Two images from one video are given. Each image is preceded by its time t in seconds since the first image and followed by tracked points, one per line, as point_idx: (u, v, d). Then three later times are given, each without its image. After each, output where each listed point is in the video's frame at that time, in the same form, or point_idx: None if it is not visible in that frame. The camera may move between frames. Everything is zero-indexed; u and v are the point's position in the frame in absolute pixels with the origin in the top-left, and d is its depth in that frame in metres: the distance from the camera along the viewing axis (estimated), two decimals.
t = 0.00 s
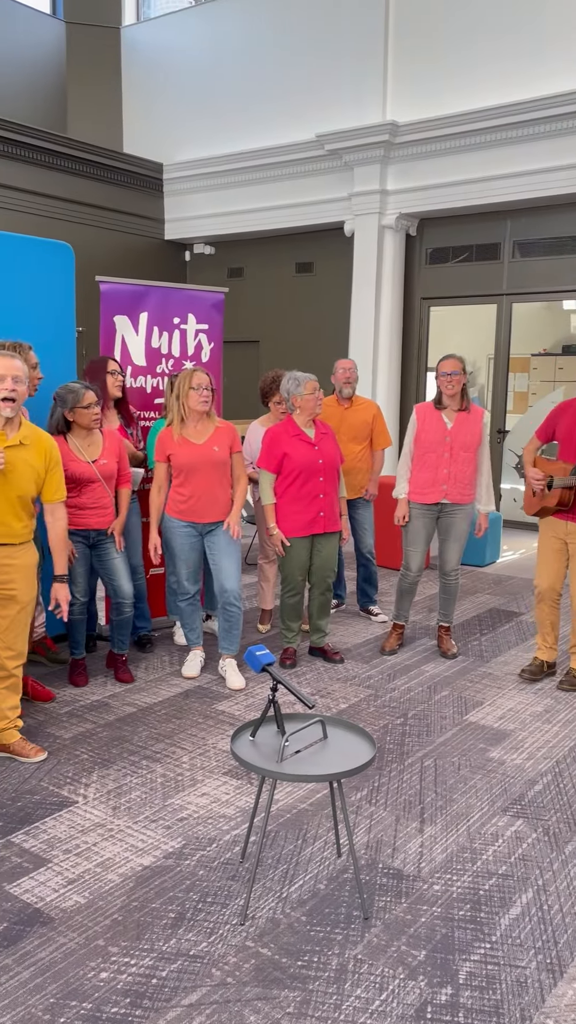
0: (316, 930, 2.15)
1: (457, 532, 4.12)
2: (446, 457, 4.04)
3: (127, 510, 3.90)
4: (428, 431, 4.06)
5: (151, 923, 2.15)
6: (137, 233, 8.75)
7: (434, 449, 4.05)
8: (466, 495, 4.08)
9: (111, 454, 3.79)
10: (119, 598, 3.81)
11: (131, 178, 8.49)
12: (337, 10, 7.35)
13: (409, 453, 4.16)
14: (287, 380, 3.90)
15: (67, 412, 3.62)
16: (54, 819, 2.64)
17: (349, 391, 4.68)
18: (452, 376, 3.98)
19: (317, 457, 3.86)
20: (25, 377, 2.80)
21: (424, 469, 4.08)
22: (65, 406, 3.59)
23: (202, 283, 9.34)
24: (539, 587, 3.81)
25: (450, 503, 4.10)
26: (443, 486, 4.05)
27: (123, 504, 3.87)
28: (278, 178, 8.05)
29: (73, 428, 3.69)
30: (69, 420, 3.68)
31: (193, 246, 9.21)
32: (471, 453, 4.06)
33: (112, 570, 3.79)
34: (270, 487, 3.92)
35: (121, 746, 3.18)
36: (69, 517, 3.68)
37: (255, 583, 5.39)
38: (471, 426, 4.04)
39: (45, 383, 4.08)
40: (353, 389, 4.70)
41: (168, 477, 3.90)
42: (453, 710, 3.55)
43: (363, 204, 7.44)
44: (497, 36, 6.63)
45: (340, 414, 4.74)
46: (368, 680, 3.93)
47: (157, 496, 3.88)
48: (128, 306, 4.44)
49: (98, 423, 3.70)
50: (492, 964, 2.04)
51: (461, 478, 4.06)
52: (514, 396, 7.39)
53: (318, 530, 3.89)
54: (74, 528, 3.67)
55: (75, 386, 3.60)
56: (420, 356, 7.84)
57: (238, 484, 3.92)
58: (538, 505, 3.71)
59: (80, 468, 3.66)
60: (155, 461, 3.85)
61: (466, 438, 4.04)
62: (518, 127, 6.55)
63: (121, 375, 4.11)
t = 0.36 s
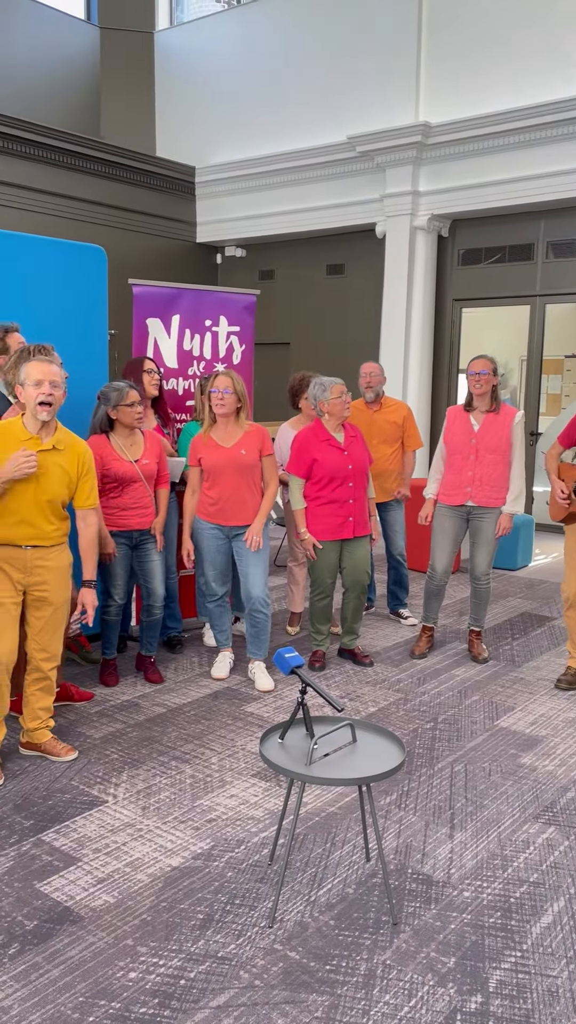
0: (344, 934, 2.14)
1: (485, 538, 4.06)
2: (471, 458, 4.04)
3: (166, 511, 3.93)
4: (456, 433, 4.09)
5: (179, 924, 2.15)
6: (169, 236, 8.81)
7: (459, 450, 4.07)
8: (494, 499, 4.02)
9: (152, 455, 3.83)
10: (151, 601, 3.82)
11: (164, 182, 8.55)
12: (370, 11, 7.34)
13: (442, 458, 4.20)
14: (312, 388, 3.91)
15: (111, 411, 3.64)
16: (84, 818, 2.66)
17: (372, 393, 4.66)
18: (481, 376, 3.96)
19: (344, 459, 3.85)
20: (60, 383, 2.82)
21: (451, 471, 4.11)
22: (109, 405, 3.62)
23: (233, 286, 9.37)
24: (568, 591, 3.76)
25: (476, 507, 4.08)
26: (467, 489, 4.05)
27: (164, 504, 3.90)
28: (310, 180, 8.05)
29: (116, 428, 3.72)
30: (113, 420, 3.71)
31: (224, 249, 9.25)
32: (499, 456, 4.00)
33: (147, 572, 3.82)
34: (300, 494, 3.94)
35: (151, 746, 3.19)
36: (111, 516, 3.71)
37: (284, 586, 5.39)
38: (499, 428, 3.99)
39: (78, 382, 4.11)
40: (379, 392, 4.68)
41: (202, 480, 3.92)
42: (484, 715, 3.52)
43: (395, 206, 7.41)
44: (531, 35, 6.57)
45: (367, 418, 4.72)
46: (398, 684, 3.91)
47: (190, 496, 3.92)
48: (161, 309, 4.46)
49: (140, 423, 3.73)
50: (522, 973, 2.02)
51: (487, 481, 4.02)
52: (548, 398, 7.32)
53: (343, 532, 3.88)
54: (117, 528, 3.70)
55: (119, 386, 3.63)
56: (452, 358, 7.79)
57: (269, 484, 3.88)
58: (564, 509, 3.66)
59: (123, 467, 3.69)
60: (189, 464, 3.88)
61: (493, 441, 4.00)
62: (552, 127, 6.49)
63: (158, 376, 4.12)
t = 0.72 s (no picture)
0: (371, 939, 2.12)
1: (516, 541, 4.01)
2: (501, 462, 4.01)
3: (205, 512, 3.95)
4: (485, 437, 4.08)
5: (207, 925, 2.15)
6: (200, 238, 8.85)
7: (489, 454, 4.05)
8: (523, 502, 3.98)
9: (194, 457, 3.85)
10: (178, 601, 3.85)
11: (194, 184, 8.59)
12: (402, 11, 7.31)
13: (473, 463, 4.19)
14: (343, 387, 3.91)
15: (152, 412, 3.67)
16: (112, 817, 2.67)
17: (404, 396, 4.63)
18: (512, 380, 3.93)
19: (373, 461, 3.83)
20: (86, 377, 2.83)
21: (480, 475, 4.10)
22: (149, 407, 3.66)
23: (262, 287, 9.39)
24: None
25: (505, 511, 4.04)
26: (496, 492, 4.03)
27: (203, 505, 3.92)
28: (340, 181, 8.04)
29: (159, 429, 3.75)
30: (154, 421, 3.74)
31: (254, 251, 9.27)
32: (528, 459, 3.96)
33: (179, 572, 3.85)
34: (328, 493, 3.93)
35: (179, 747, 3.20)
36: (154, 518, 3.73)
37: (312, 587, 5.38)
38: (528, 431, 3.95)
39: (104, 382, 4.13)
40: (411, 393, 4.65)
41: (233, 478, 3.94)
42: (513, 720, 3.49)
43: (426, 207, 7.38)
44: (565, 33, 6.50)
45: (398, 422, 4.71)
46: (426, 687, 3.88)
47: (221, 496, 3.94)
48: (190, 311, 4.48)
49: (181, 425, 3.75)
50: (552, 981, 1.99)
51: (516, 484, 3.98)
52: None
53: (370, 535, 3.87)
54: (162, 529, 3.72)
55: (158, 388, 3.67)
56: (483, 359, 7.74)
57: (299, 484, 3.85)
58: None
59: (167, 468, 3.71)
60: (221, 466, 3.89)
61: (522, 444, 3.97)
62: None
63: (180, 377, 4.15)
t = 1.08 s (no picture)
0: (403, 944, 2.11)
1: (544, 541, 3.99)
2: (525, 462, 3.95)
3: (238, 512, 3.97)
4: (507, 436, 4.01)
5: (238, 927, 2.15)
6: (234, 240, 8.88)
7: (512, 456, 3.98)
8: (549, 502, 3.95)
9: (230, 457, 3.88)
10: (209, 601, 3.86)
11: (229, 187, 8.61)
12: (439, 11, 7.27)
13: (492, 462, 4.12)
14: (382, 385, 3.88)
15: (189, 412, 3.69)
16: (144, 816, 2.68)
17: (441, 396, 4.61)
18: (536, 380, 3.87)
19: (405, 464, 3.80)
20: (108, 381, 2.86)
21: (503, 475, 4.03)
22: (187, 406, 3.67)
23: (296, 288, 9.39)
24: None
25: (531, 511, 3.99)
26: (522, 493, 3.97)
27: (236, 504, 3.93)
28: (375, 182, 8.01)
29: (196, 429, 3.76)
30: (190, 421, 3.75)
31: (288, 252, 9.27)
32: (553, 458, 3.94)
33: (212, 572, 3.85)
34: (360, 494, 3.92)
35: (212, 747, 3.20)
36: (193, 516, 3.73)
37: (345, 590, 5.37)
38: (552, 431, 3.93)
39: (138, 388, 4.16)
40: (447, 393, 4.63)
41: (266, 484, 3.92)
42: (548, 726, 3.44)
43: (461, 207, 7.33)
44: None
45: (434, 421, 4.67)
46: (460, 691, 3.85)
47: (253, 496, 3.90)
48: (224, 314, 4.49)
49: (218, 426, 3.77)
50: None
51: (542, 484, 3.94)
52: None
53: (400, 536, 3.84)
54: (199, 527, 3.72)
55: (196, 388, 3.69)
56: (518, 360, 7.66)
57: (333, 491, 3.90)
58: None
59: (206, 467, 3.72)
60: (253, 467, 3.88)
61: (547, 443, 3.93)
62: None
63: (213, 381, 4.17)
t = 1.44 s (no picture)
0: (438, 951, 2.09)
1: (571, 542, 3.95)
2: (549, 463, 3.93)
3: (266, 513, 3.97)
4: (526, 439, 3.97)
5: (270, 929, 2.15)
6: (269, 242, 8.89)
7: (535, 457, 3.95)
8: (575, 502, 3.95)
9: (258, 457, 3.87)
10: (241, 603, 3.86)
11: (265, 188, 8.62)
12: (477, 9, 7.22)
13: (510, 465, 4.07)
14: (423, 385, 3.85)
15: (216, 414, 3.71)
16: (178, 816, 2.69)
17: (483, 397, 4.57)
18: (555, 381, 3.85)
19: (440, 466, 3.78)
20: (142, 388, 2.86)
21: (527, 478, 3.98)
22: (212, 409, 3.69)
23: (332, 289, 9.38)
24: None
25: (558, 512, 3.96)
26: (548, 494, 3.94)
27: (266, 506, 3.93)
28: (412, 182, 7.97)
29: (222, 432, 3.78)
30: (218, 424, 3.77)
31: (324, 253, 9.26)
32: None
33: (242, 574, 3.86)
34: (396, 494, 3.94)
35: (245, 748, 3.21)
36: (221, 518, 3.74)
37: (378, 592, 5.34)
38: (572, 431, 3.93)
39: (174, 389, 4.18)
40: (489, 395, 4.58)
41: (300, 485, 3.92)
42: None
43: (499, 206, 7.27)
44: None
45: (474, 422, 4.64)
46: (495, 696, 3.80)
47: (288, 502, 3.91)
48: (260, 315, 4.49)
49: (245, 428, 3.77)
50: None
51: (568, 484, 3.93)
52: None
53: (436, 537, 3.80)
54: (227, 528, 3.74)
55: (221, 391, 3.71)
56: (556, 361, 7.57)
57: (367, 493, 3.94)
58: None
59: (233, 469, 3.73)
60: (286, 468, 3.87)
61: (569, 443, 3.93)
62: None
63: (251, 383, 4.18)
